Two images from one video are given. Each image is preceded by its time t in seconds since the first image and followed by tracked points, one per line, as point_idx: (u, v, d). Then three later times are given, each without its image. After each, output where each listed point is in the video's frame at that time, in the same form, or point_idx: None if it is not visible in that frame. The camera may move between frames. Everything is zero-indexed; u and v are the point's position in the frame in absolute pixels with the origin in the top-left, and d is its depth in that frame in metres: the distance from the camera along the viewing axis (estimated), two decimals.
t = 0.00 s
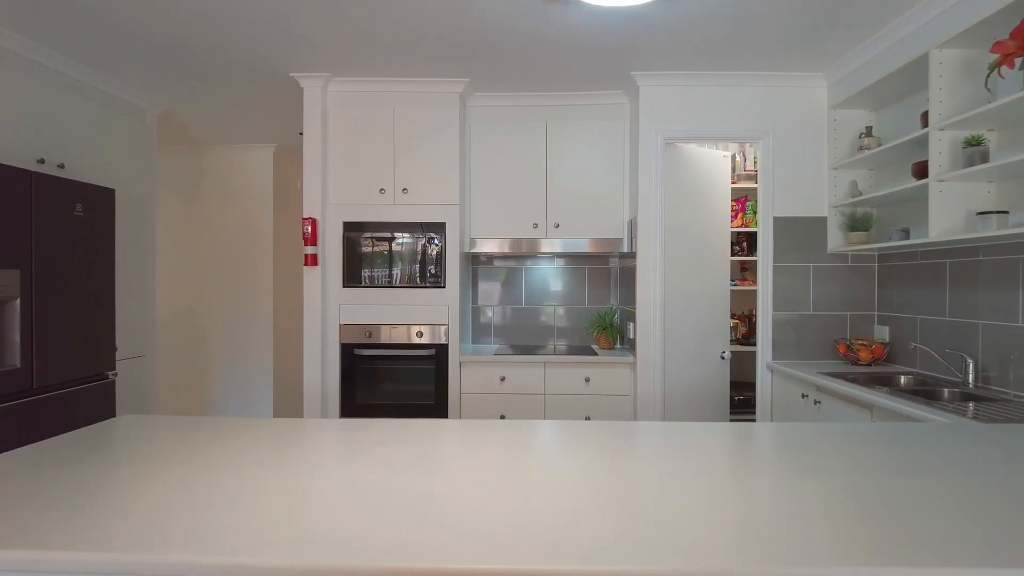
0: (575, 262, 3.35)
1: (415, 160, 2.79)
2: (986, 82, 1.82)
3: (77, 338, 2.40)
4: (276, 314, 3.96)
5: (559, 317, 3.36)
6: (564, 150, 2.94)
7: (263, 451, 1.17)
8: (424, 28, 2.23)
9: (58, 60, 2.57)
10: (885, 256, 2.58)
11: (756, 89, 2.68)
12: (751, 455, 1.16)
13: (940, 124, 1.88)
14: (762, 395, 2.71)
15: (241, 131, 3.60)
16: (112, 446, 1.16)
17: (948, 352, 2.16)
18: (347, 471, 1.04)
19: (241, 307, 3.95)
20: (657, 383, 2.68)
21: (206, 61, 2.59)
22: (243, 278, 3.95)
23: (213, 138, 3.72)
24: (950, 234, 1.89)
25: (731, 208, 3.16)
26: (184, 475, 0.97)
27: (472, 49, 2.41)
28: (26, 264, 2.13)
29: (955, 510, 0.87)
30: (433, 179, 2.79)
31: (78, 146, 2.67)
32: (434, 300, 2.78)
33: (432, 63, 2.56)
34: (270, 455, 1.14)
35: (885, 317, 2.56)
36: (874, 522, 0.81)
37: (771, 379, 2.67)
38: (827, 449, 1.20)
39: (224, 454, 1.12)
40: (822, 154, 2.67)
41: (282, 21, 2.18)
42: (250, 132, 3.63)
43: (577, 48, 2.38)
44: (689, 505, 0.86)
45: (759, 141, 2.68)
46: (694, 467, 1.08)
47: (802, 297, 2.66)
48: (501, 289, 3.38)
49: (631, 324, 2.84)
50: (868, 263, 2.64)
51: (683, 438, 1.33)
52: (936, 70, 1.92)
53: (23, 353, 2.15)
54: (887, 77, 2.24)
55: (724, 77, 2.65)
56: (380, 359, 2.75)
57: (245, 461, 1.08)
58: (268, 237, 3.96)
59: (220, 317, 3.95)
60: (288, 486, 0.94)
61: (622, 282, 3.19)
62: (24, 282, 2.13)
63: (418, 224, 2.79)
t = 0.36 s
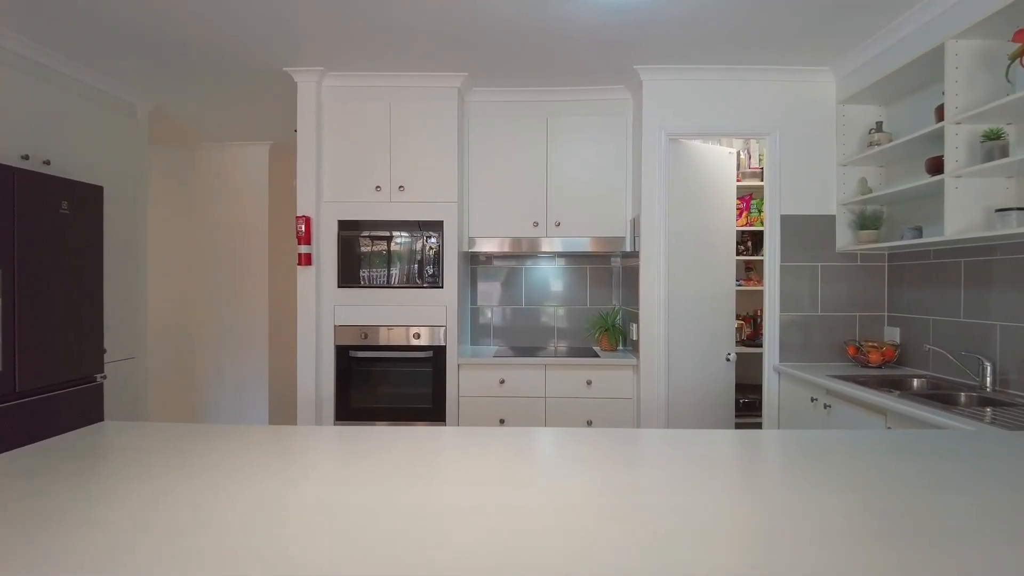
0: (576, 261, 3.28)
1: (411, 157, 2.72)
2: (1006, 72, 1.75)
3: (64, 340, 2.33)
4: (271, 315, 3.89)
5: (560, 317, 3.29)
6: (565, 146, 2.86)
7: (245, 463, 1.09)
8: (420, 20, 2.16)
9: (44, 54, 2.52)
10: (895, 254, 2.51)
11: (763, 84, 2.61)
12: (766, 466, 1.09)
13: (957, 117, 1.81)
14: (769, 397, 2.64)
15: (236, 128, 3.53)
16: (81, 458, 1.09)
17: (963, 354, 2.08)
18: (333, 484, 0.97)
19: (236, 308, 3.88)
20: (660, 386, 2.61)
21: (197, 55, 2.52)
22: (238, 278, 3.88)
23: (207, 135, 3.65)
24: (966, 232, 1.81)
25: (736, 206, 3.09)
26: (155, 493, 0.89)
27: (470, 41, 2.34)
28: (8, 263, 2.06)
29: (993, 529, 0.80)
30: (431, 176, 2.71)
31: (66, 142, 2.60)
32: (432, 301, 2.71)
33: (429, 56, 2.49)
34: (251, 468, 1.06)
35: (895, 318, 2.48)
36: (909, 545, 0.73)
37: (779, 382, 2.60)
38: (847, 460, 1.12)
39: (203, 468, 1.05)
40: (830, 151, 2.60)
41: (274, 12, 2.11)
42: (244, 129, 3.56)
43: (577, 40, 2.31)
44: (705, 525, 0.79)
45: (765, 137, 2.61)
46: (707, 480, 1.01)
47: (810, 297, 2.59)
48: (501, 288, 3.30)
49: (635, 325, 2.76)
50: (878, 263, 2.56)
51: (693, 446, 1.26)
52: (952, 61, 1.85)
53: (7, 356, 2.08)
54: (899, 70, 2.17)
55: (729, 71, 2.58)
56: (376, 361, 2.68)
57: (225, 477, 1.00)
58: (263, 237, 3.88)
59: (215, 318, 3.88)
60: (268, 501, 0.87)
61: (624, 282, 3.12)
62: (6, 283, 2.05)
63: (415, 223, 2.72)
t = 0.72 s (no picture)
0: (578, 262, 3.20)
1: (408, 154, 2.64)
2: None
3: (49, 345, 2.26)
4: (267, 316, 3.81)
5: (561, 319, 3.21)
6: (566, 144, 2.79)
7: (225, 481, 1.02)
8: (415, 11, 2.08)
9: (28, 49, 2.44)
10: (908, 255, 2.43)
11: (770, 79, 2.53)
12: (784, 484, 1.01)
13: (976, 112, 1.73)
14: (777, 403, 2.56)
15: (229, 125, 3.45)
16: (48, 478, 1.02)
17: (981, 359, 2.00)
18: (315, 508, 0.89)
19: (230, 309, 3.80)
20: (665, 390, 2.53)
21: (187, 51, 2.45)
22: (233, 279, 3.80)
23: (200, 133, 3.57)
24: (986, 232, 1.74)
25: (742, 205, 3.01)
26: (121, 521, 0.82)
27: (468, 33, 2.26)
28: None
29: None
30: (428, 174, 2.64)
31: (52, 140, 2.52)
32: (429, 302, 2.63)
33: (426, 50, 2.41)
34: (231, 487, 0.99)
35: (908, 321, 2.40)
36: None
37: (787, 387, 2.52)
38: (871, 477, 1.04)
39: (178, 488, 0.97)
40: (839, 148, 2.52)
41: (264, 4, 2.04)
42: (238, 126, 3.48)
43: (578, 32, 2.23)
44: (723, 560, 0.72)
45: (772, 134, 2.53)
46: (722, 503, 0.93)
47: (819, 300, 2.51)
48: (501, 289, 3.23)
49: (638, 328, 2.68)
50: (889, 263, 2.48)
51: (705, 460, 1.18)
52: (971, 53, 1.77)
53: None
54: (913, 63, 2.09)
55: (736, 66, 2.50)
56: (372, 365, 2.60)
57: (200, 501, 0.93)
58: (257, 236, 3.80)
59: (210, 320, 3.80)
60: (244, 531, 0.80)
61: (627, 282, 3.04)
62: None
63: (412, 222, 2.64)
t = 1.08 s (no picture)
0: (579, 262, 3.13)
1: (404, 152, 2.56)
2: None
3: (33, 348, 2.18)
4: (261, 317, 3.73)
5: (562, 321, 3.14)
6: (568, 141, 2.71)
7: (199, 496, 0.94)
8: (411, 4, 2.00)
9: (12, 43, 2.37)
10: (920, 256, 2.35)
11: (778, 74, 2.45)
12: (804, 500, 0.94)
13: (997, 106, 1.65)
14: (784, 407, 2.48)
15: (222, 123, 3.37)
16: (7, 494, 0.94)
17: (1001, 365, 1.92)
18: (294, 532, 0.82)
19: (224, 310, 3.73)
20: (669, 394, 2.45)
21: (175, 45, 2.37)
22: (227, 279, 3.72)
23: (193, 130, 3.50)
24: (1008, 232, 1.66)
25: (747, 204, 2.93)
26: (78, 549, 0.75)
27: (466, 28, 2.18)
28: None
29: None
30: (425, 172, 2.56)
31: (36, 137, 2.45)
32: (426, 304, 2.55)
33: (422, 44, 2.33)
34: (205, 504, 0.91)
35: (920, 323, 2.33)
36: None
37: (795, 391, 2.45)
38: (900, 492, 0.96)
39: (146, 505, 0.90)
40: (849, 145, 2.44)
41: None
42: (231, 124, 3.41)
43: (580, 25, 2.15)
44: None
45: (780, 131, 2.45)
46: (740, 523, 0.85)
47: (828, 301, 2.44)
48: (501, 291, 3.15)
49: (642, 330, 2.61)
50: (901, 264, 2.41)
51: (715, 469, 1.11)
52: (991, 44, 1.69)
53: None
54: (929, 56, 2.01)
55: (742, 61, 2.43)
56: (367, 369, 2.53)
57: (168, 519, 0.84)
58: (252, 236, 3.72)
59: (204, 321, 3.73)
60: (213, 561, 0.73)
61: (630, 283, 2.96)
62: None
63: (408, 222, 2.57)
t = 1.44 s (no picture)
0: (581, 262, 3.05)
1: (401, 148, 2.49)
2: None
3: (17, 350, 2.12)
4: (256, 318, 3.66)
5: (563, 322, 3.06)
6: (569, 137, 2.64)
7: (173, 510, 0.87)
8: None
9: None
10: (933, 255, 2.28)
11: (786, 67, 2.38)
12: (825, 517, 0.87)
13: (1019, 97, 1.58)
14: (793, 411, 2.41)
15: (215, 119, 3.30)
16: None
17: (1021, 369, 1.84)
18: (271, 554, 0.75)
19: (218, 310, 3.66)
20: (673, 397, 2.38)
21: (164, 38, 2.30)
22: (222, 279, 3.65)
23: (186, 127, 3.43)
24: None
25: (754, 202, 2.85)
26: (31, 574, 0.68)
27: (464, 19, 2.11)
28: None
29: None
30: (422, 169, 2.49)
31: (22, 133, 2.38)
32: (423, 305, 2.48)
33: (419, 37, 2.26)
34: (179, 519, 0.84)
35: (934, 325, 2.25)
36: None
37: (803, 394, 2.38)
38: (934, 507, 0.88)
39: (114, 521, 0.83)
40: (860, 141, 2.36)
41: None
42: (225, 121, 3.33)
43: (582, 17, 2.08)
44: None
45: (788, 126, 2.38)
46: (763, 543, 0.77)
47: (838, 302, 2.36)
48: (501, 291, 3.08)
49: (645, 331, 2.53)
50: (913, 264, 2.33)
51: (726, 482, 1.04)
52: (1012, 33, 1.62)
53: None
54: (945, 47, 1.93)
55: (749, 54, 2.35)
56: (363, 371, 2.46)
57: (136, 539, 0.77)
58: (246, 235, 3.65)
59: (198, 321, 3.66)
60: None
61: (633, 284, 2.89)
62: None
63: (405, 220, 2.49)
